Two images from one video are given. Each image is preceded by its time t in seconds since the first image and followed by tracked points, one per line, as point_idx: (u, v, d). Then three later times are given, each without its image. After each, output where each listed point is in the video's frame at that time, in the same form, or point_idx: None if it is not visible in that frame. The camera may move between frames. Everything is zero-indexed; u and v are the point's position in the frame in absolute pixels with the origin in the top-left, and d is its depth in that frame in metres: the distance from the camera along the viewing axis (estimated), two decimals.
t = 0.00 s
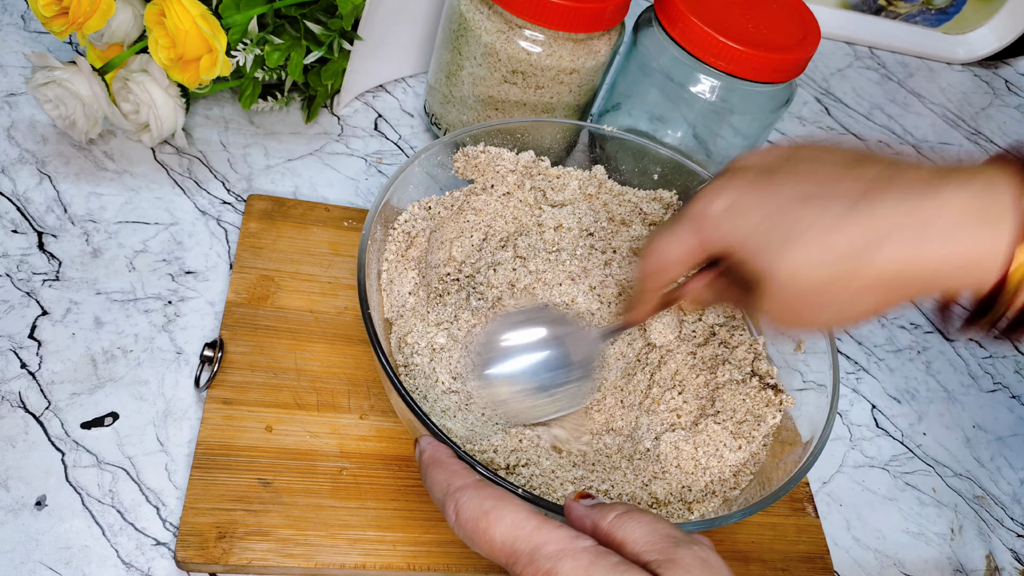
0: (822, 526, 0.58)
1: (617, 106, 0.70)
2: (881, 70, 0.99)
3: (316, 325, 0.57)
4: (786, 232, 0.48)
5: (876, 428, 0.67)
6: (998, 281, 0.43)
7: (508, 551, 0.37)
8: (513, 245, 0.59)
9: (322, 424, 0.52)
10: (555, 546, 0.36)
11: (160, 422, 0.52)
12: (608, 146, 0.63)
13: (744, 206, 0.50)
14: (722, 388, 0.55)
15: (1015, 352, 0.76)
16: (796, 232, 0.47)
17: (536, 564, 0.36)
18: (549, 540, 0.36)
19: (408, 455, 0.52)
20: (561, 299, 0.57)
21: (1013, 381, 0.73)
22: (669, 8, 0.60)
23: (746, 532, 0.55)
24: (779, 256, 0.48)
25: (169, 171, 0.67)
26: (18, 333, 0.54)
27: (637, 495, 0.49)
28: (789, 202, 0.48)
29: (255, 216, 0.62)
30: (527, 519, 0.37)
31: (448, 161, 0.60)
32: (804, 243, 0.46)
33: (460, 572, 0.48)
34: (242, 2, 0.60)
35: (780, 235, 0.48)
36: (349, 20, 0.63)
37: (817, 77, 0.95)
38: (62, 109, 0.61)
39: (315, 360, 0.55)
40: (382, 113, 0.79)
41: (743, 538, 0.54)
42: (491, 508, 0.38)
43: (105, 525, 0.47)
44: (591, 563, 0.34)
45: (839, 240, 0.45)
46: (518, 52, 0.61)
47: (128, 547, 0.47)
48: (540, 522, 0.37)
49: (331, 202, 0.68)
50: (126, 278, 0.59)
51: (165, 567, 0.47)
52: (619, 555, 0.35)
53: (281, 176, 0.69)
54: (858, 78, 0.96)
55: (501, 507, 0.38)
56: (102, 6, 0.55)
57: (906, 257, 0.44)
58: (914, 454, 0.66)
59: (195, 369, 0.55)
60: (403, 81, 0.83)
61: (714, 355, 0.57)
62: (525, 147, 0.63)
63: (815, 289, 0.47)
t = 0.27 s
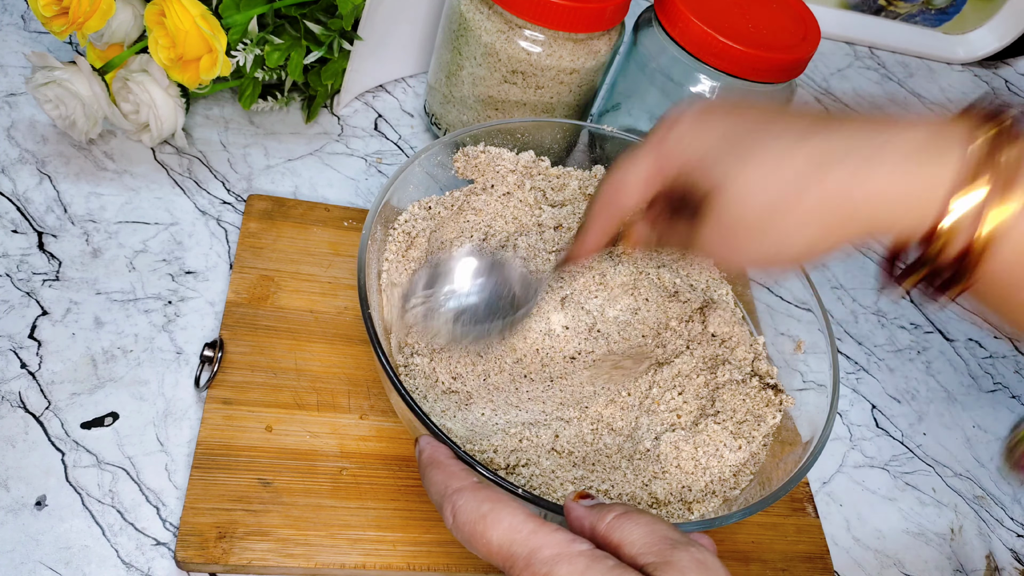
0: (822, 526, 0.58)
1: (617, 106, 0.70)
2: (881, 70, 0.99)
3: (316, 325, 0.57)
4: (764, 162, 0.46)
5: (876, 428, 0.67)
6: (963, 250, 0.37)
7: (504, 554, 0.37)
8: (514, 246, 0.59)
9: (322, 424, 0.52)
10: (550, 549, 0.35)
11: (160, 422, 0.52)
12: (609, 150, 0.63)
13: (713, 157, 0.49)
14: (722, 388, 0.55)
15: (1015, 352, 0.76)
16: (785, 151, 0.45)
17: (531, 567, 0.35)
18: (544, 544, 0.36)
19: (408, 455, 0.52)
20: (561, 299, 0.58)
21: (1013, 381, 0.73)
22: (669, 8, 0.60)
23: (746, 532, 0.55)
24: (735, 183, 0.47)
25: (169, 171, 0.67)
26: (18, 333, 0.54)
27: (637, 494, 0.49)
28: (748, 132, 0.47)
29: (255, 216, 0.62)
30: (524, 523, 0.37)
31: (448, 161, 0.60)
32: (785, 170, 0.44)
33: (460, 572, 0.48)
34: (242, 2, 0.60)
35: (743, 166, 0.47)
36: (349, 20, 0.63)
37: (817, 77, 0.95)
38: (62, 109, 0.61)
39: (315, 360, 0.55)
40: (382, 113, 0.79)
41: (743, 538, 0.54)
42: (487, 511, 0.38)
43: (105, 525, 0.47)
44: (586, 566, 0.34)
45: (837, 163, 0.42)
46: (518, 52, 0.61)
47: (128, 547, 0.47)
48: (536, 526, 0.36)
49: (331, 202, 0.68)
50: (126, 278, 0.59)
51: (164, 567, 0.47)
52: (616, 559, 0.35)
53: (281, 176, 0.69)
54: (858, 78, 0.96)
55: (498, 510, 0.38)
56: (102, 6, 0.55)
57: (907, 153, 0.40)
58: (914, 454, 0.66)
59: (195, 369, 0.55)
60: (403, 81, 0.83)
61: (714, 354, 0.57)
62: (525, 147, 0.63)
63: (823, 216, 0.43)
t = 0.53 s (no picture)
0: (821, 526, 0.58)
1: (617, 106, 0.70)
2: (881, 70, 0.99)
3: (316, 325, 0.57)
4: (909, 178, 0.39)
5: (876, 428, 0.67)
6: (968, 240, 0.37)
7: (503, 552, 0.37)
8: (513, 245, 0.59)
9: (322, 424, 0.52)
10: (549, 548, 0.36)
11: (160, 422, 0.52)
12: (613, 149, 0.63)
13: (838, 181, 0.43)
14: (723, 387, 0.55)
15: (1015, 352, 0.76)
16: (945, 169, 0.38)
17: (530, 566, 0.36)
18: (543, 542, 0.36)
19: (408, 455, 0.52)
20: (561, 299, 0.58)
21: (1013, 381, 0.73)
22: (669, 8, 0.60)
23: (746, 532, 0.55)
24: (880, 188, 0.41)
25: (169, 171, 0.67)
26: (18, 333, 0.54)
27: (637, 494, 0.49)
28: (880, 135, 0.41)
29: (255, 216, 0.62)
30: (522, 521, 0.37)
31: (448, 161, 0.60)
32: (938, 181, 0.38)
33: (460, 572, 0.48)
34: (242, 3, 0.60)
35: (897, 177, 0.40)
36: (349, 20, 0.63)
37: (817, 77, 0.95)
38: (62, 109, 0.61)
39: (315, 360, 0.55)
40: (382, 113, 0.79)
41: (743, 538, 0.54)
42: (486, 510, 0.38)
43: (105, 525, 0.47)
44: (585, 566, 0.34)
45: (949, 125, 0.38)
46: (518, 52, 0.61)
47: (128, 548, 0.47)
48: (534, 524, 0.37)
49: (331, 202, 0.68)
50: (126, 278, 0.59)
51: (165, 567, 0.47)
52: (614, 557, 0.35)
53: (281, 176, 0.69)
54: (858, 78, 0.96)
55: (496, 509, 0.38)
56: (102, 6, 0.55)
57: (940, 159, 0.38)
58: (914, 454, 0.66)
59: (195, 369, 0.55)
60: (403, 81, 0.83)
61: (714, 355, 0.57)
62: (525, 147, 0.63)
63: (976, 191, 0.38)
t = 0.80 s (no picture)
0: (822, 526, 0.58)
1: (617, 107, 0.70)
2: (881, 70, 0.99)
3: (316, 325, 0.57)
4: (749, 135, 0.52)
5: (876, 428, 0.67)
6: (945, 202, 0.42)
7: (507, 543, 0.37)
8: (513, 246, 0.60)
9: (322, 424, 0.52)
10: (553, 538, 0.36)
11: (160, 422, 0.52)
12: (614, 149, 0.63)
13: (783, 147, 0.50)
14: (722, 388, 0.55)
15: (1015, 352, 0.76)
16: (789, 131, 0.50)
17: (534, 557, 0.36)
18: (547, 533, 0.36)
19: (408, 455, 0.52)
20: (561, 298, 0.58)
21: (1013, 381, 0.73)
22: (669, 8, 0.60)
23: (746, 532, 0.55)
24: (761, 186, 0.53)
25: (169, 171, 0.67)
26: (17, 333, 0.54)
27: (637, 494, 0.49)
28: (804, 119, 0.50)
29: (255, 216, 0.62)
30: (526, 513, 0.37)
31: (448, 161, 0.59)
32: (812, 168, 0.50)
33: (460, 572, 0.48)
34: (242, 3, 0.60)
35: (775, 167, 0.51)
36: (349, 20, 0.63)
37: (817, 77, 0.95)
38: (62, 109, 0.61)
39: (315, 360, 0.55)
40: (382, 113, 0.79)
41: (743, 538, 0.54)
42: (489, 501, 0.38)
43: (105, 525, 0.47)
44: (588, 557, 0.35)
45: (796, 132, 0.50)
46: (518, 52, 0.61)
47: (128, 547, 0.47)
48: (538, 516, 0.37)
49: (331, 202, 0.68)
50: (126, 278, 0.59)
51: (165, 567, 0.47)
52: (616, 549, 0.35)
53: (281, 176, 0.69)
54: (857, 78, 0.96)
55: (500, 500, 0.38)
56: (102, 6, 0.55)
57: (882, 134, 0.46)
58: (914, 454, 0.66)
59: (195, 369, 0.55)
60: (403, 81, 0.83)
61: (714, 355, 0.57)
62: (525, 147, 0.63)
63: (857, 166, 0.48)
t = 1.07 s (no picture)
0: (822, 526, 0.58)
1: (617, 107, 0.70)
2: (881, 70, 0.99)
3: (316, 325, 0.57)
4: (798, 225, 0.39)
5: (876, 428, 0.67)
6: None
7: (508, 545, 0.37)
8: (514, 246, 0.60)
9: (322, 424, 0.52)
10: (553, 540, 0.36)
11: (160, 422, 0.52)
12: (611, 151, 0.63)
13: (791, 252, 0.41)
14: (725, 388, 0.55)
15: (1015, 352, 0.76)
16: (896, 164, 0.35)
17: (535, 558, 0.36)
18: (547, 535, 0.36)
19: (408, 455, 0.52)
20: (561, 299, 0.59)
21: (1013, 381, 0.73)
22: (669, 8, 0.60)
23: (746, 532, 0.55)
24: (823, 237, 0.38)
25: (168, 171, 0.67)
26: (18, 333, 0.54)
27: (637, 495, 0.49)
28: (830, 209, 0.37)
29: (255, 216, 0.62)
30: (526, 514, 0.37)
31: (448, 161, 0.59)
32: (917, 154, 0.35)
33: (460, 572, 0.48)
34: (242, 2, 0.60)
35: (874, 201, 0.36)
36: (349, 20, 0.63)
37: (817, 77, 0.95)
38: (61, 109, 0.61)
39: (316, 360, 0.55)
40: (382, 113, 0.79)
41: (743, 538, 0.54)
42: (490, 502, 0.38)
43: (105, 525, 0.47)
44: (589, 558, 0.35)
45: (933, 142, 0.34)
46: (518, 52, 0.61)
47: (128, 547, 0.47)
48: (538, 517, 0.37)
49: (330, 202, 0.68)
50: (126, 278, 0.59)
51: (164, 567, 0.47)
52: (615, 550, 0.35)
53: (281, 176, 0.69)
54: (857, 78, 0.96)
55: (500, 502, 0.37)
56: (102, 6, 0.55)
57: (929, 160, 0.35)
58: (914, 454, 0.66)
59: (195, 369, 0.55)
60: (403, 81, 0.83)
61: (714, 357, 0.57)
62: (525, 147, 0.63)
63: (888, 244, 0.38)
